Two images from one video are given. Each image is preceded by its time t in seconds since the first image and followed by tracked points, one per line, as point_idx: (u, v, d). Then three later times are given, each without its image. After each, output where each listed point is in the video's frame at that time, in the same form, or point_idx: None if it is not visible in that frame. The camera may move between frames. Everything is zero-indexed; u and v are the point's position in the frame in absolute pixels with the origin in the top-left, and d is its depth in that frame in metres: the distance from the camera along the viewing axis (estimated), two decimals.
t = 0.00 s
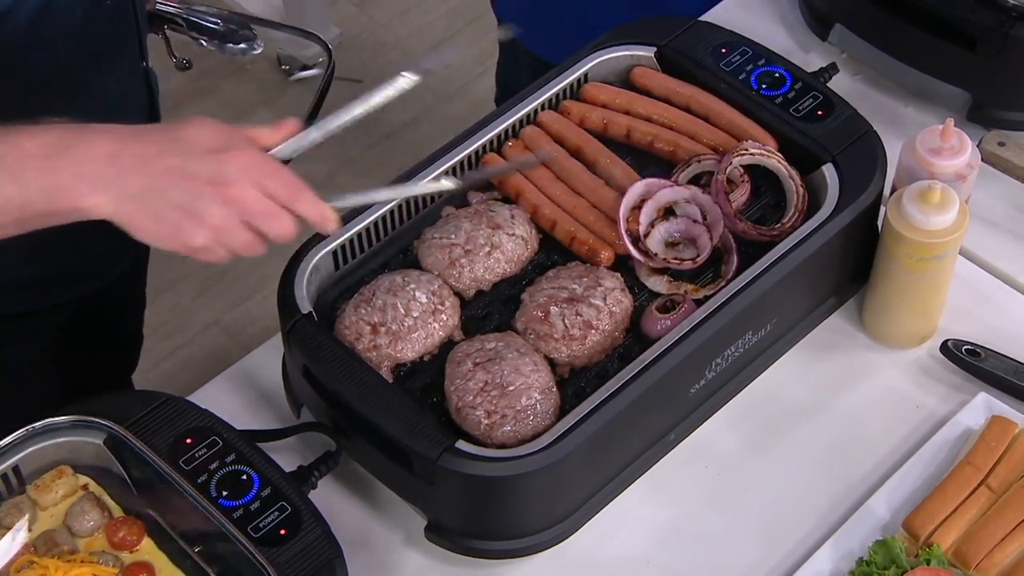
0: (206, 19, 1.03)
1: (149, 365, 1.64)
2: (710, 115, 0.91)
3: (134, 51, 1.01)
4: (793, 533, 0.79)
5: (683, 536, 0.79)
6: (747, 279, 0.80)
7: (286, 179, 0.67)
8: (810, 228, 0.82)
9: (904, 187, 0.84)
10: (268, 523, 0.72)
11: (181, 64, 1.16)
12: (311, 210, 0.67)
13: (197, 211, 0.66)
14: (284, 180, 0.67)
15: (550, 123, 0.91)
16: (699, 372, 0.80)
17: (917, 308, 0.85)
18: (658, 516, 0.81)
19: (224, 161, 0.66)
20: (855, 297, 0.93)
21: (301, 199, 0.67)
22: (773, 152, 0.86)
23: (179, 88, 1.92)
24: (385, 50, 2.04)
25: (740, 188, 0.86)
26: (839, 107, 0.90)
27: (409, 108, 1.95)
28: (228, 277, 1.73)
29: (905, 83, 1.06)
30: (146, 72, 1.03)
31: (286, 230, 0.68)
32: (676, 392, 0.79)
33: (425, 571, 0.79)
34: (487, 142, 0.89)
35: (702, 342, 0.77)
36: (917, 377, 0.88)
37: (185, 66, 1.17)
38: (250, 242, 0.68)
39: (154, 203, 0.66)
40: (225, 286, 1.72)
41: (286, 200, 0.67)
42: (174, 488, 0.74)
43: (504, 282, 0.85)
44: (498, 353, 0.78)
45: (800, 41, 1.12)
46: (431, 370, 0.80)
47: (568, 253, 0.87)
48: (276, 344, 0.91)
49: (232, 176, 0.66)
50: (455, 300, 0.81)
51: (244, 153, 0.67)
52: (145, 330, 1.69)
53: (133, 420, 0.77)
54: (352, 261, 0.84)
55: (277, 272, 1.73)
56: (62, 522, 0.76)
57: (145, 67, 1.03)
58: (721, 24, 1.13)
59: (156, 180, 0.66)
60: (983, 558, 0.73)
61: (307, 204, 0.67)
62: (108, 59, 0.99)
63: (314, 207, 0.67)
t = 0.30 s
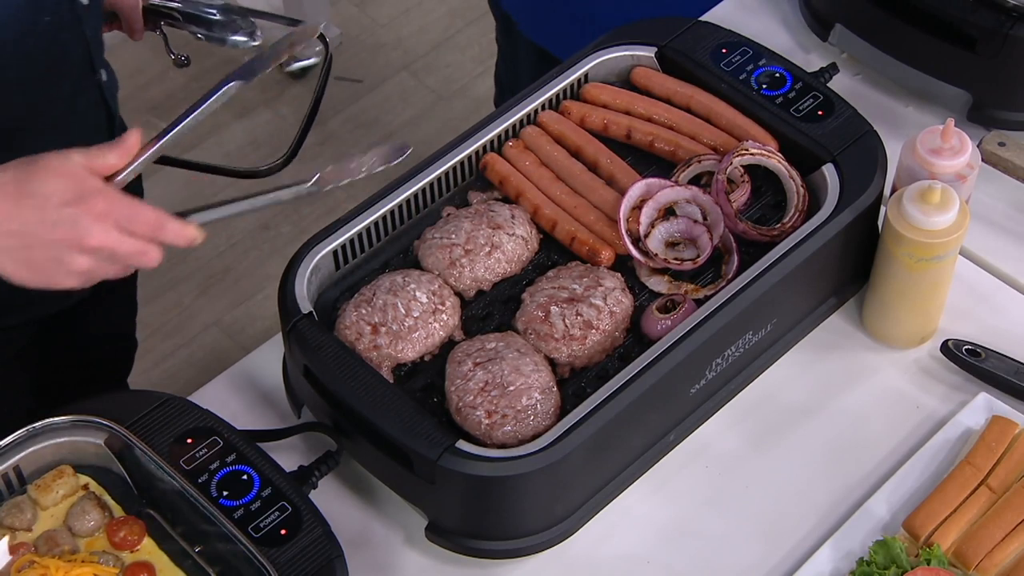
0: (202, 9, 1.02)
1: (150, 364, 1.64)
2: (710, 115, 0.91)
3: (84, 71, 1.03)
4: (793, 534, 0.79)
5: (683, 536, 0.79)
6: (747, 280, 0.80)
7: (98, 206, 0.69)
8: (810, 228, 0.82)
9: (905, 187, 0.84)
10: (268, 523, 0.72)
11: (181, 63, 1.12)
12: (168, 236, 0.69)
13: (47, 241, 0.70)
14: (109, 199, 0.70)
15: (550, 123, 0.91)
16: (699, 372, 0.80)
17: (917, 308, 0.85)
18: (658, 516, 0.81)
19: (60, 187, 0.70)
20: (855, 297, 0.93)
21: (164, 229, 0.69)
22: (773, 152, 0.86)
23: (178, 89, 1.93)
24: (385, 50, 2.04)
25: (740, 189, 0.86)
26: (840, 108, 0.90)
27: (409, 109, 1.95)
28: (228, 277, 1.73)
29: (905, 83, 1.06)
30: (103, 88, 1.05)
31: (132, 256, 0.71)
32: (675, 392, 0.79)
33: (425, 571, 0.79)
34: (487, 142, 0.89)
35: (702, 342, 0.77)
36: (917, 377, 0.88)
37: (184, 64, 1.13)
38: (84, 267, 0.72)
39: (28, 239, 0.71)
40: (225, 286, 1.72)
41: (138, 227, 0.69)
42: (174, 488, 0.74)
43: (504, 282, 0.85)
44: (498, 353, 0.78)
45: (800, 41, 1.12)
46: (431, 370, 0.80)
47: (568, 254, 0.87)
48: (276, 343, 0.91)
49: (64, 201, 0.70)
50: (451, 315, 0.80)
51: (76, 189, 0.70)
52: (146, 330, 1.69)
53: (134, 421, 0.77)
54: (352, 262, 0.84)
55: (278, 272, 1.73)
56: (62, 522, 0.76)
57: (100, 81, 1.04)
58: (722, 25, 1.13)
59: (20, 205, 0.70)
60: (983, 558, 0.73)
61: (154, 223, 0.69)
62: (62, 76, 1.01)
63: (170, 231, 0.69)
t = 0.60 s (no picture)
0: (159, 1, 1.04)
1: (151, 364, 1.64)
2: (710, 115, 0.91)
3: None
4: (793, 534, 0.79)
5: (683, 536, 0.79)
6: (747, 279, 0.80)
7: (76, 259, 0.72)
8: (810, 228, 0.82)
9: (905, 187, 0.84)
10: (268, 522, 0.72)
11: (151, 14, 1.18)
12: (134, 315, 0.72)
13: None
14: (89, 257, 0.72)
15: (550, 123, 0.91)
16: (699, 372, 0.80)
17: (918, 308, 0.85)
18: (658, 516, 0.81)
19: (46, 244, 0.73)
20: (855, 297, 0.93)
21: (133, 306, 0.71)
22: (773, 152, 0.86)
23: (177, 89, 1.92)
24: (385, 50, 2.04)
25: (740, 188, 0.86)
26: (840, 108, 0.90)
27: (408, 109, 1.95)
28: (228, 277, 1.73)
29: (905, 83, 1.06)
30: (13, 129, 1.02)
31: (87, 322, 0.73)
32: (675, 392, 0.79)
33: (425, 570, 0.79)
34: (487, 142, 0.89)
35: (703, 342, 0.77)
36: (917, 376, 0.88)
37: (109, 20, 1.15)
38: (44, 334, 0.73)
39: None
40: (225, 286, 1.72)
41: (95, 284, 0.71)
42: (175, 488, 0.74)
43: (504, 282, 0.85)
44: (498, 353, 0.78)
45: (801, 41, 1.12)
46: (432, 370, 0.80)
47: (568, 254, 0.87)
48: (276, 343, 0.91)
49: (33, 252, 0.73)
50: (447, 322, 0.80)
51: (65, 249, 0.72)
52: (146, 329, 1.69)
53: (134, 421, 0.77)
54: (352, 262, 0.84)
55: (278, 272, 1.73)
56: (62, 522, 0.76)
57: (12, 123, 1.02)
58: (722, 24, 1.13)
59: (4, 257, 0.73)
60: (984, 558, 0.73)
61: (110, 283, 0.71)
62: None
63: (136, 307, 0.71)
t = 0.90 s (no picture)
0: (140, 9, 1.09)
1: (151, 364, 1.64)
2: (711, 115, 0.91)
3: None
4: (793, 534, 0.79)
5: (683, 536, 0.79)
6: (747, 279, 0.80)
7: (253, 250, 0.66)
8: (810, 228, 0.82)
9: (905, 187, 0.84)
10: (268, 522, 0.72)
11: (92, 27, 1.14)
12: (308, 304, 0.64)
13: (186, 261, 0.63)
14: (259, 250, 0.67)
15: (550, 123, 0.91)
16: (699, 372, 0.80)
17: (918, 308, 0.85)
18: (658, 516, 0.81)
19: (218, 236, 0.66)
20: (855, 297, 0.93)
21: (307, 293, 0.65)
22: (773, 151, 0.86)
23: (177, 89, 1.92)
24: (385, 50, 2.04)
25: (740, 188, 0.86)
26: (840, 107, 0.90)
27: (408, 109, 1.95)
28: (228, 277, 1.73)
29: (905, 83, 1.06)
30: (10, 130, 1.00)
31: (270, 303, 0.63)
32: (675, 391, 0.79)
33: (425, 570, 0.79)
34: (487, 141, 0.89)
35: (703, 342, 0.77)
36: (917, 377, 0.88)
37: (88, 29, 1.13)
38: (231, 319, 0.63)
39: (135, 267, 0.64)
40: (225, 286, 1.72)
41: (271, 270, 0.65)
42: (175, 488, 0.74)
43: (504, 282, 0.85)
44: (498, 352, 0.78)
45: (800, 41, 1.12)
46: (431, 370, 0.80)
47: (568, 253, 0.87)
48: (276, 343, 0.91)
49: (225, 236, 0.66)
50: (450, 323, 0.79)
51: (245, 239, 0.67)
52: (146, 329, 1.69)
53: (134, 421, 0.77)
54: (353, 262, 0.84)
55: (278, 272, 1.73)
56: (62, 521, 0.76)
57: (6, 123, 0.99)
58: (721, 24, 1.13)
59: (133, 249, 0.66)
60: (984, 558, 0.73)
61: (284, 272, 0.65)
62: None
63: (308, 296, 0.64)
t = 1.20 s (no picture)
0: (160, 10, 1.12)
1: (150, 364, 1.64)
2: (711, 114, 0.91)
3: (63, 80, 1.02)
4: (793, 534, 0.79)
5: (683, 536, 0.79)
6: (747, 279, 0.80)
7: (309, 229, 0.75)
8: (810, 228, 0.82)
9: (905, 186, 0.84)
10: (267, 521, 0.72)
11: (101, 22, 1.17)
12: (363, 277, 0.72)
13: (247, 227, 0.71)
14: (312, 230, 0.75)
15: (549, 122, 0.91)
16: (699, 371, 0.80)
17: (918, 308, 0.85)
18: (657, 516, 0.80)
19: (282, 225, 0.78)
20: (855, 296, 0.93)
21: (360, 267, 0.73)
22: (773, 151, 0.86)
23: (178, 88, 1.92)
24: (385, 50, 2.04)
25: (740, 188, 0.86)
26: (840, 107, 0.90)
27: (408, 108, 1.95)
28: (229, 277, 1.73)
29: (905, 83, 1.06)
30: (79, 100, 1.04)
31: (326, 270, 0.71)
32: (676, 391, 0.79)
33: (425, 570, 0.79)
34: (486, 140, 0.89)
35: (703, 341, 0.77)
36: (917, 376, 0.87)
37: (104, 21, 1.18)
38: (291, 282, 0.71)
39: (200, 237, 0.72)
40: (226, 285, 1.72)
41: (325, 246, 0.73)
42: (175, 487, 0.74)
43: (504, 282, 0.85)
44: (498, 352, 0.78)
45: (800, 41, 1.12)
46: (431, 370, 0.80)
47: (568, 253, 0.87)
48: (276, 343, 0.91)
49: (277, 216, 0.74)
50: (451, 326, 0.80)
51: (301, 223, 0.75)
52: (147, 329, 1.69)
53: (134, 420, 0.77)
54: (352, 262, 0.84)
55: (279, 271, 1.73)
56: (62, 521, 0.76)
57: (78, 93, 1.03)
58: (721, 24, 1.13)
59: (199, 228, 0.74)
60: (984, 558, 0.73)
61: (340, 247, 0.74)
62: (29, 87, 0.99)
63: (361, 270, 0.73)
